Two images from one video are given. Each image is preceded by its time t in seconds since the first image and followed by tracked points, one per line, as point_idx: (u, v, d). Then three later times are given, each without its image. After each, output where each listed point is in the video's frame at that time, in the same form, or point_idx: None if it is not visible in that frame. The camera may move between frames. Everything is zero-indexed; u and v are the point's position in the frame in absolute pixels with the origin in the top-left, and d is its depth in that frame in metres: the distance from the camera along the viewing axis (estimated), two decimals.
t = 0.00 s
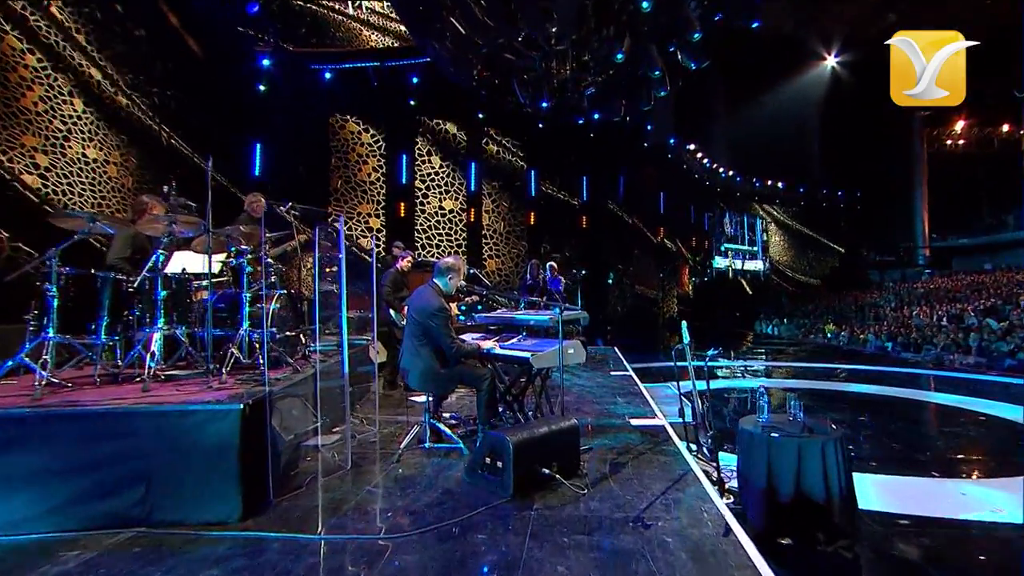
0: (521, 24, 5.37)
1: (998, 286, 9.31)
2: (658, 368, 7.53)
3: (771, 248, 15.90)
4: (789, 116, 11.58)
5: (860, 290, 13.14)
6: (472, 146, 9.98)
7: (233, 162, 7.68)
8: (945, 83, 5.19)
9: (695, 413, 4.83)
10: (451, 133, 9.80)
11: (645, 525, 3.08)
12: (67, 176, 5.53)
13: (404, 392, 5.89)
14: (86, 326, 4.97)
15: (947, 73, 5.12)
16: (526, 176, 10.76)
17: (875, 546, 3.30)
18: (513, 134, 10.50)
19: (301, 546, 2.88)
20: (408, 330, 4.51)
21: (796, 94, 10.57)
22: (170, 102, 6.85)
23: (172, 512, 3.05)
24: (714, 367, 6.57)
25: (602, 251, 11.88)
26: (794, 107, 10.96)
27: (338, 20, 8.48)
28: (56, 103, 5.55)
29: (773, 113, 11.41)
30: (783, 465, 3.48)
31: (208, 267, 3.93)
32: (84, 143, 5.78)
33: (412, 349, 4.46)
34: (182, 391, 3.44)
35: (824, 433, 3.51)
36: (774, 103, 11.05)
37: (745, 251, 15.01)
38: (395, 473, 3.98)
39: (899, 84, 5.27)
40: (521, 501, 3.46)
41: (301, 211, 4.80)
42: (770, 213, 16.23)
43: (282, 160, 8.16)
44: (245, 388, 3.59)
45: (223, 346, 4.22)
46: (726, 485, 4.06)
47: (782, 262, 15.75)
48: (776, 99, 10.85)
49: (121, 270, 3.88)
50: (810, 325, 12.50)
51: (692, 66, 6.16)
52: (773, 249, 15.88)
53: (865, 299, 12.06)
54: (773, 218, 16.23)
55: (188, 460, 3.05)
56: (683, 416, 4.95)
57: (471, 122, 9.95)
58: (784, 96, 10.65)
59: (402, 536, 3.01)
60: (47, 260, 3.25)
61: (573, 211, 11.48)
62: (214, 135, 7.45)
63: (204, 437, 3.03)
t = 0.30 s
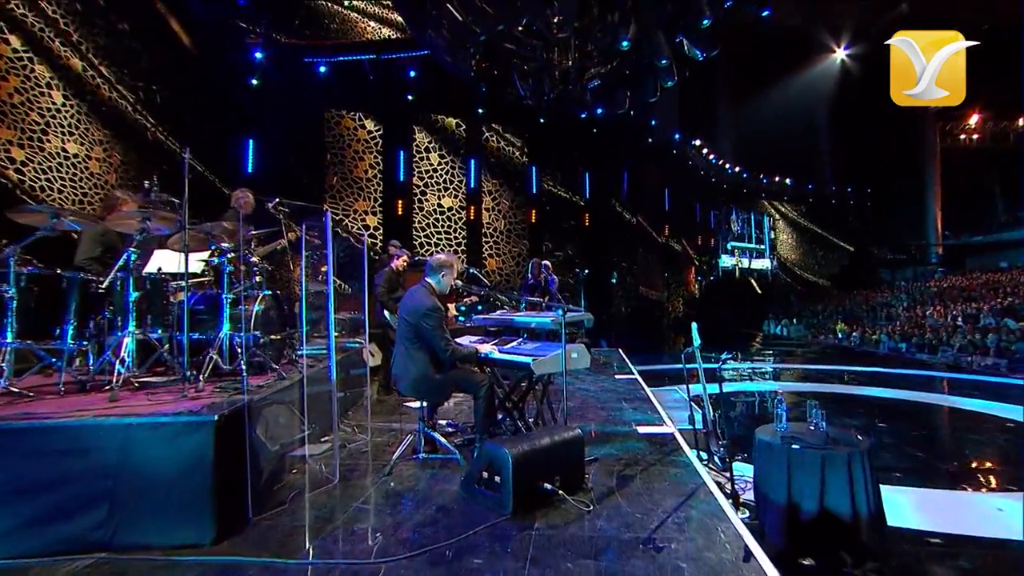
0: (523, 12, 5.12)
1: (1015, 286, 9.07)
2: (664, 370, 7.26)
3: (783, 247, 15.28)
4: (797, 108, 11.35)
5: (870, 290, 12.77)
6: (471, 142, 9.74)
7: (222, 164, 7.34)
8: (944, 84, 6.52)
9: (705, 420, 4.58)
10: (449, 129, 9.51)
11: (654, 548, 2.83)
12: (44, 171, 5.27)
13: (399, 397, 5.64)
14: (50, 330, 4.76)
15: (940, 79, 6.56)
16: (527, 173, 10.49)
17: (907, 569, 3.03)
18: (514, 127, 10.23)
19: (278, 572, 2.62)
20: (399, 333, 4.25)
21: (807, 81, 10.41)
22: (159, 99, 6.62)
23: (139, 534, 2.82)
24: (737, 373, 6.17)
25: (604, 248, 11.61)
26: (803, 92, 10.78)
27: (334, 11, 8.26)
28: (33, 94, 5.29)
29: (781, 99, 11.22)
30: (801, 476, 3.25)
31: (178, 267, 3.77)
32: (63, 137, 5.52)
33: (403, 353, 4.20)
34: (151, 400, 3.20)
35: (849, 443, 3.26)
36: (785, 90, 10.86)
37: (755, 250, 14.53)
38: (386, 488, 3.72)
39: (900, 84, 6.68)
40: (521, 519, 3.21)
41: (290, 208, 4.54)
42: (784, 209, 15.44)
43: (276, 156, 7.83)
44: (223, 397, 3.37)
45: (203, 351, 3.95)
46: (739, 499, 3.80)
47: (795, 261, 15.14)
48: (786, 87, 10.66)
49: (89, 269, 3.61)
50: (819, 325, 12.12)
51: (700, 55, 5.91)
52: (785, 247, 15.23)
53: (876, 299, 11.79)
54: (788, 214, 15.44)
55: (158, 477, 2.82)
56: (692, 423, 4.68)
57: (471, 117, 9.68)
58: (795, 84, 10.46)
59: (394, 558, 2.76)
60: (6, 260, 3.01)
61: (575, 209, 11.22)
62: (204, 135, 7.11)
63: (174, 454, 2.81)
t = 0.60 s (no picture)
0: None
1: None
2: (669, 373, 7.03)
3: (787, 243, 14.83)
4: (804, 104, 11.13)
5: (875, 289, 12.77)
6: (467, 139, 9.48)
7: (209, 155, 6.87)
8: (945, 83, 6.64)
9: (715, 426, 4.35)
10: (445, 125, 9.26)
11: (665, 568, 2.60)
12: (18, 166, 5.10)
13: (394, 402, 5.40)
14: (12, 334, 4.70)
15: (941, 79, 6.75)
16: (527, 170, 10.21)
17: None
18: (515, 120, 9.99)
19: None
20: (390, 336, 4.00)
21: (814, 77, 10.31)
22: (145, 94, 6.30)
23: (104, 557, 2.65)
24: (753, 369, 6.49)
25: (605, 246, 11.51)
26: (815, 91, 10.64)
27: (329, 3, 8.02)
28: (7, 86, 5.14)
29: (793, 100, 11.02)
30: (823, 490, 3.02)
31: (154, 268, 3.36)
32: (39, 132, 5.32)
33: (396, 357, 3.95)
34: (120, 411, 2.99)
35: (876, 454, 3.02)
36: (793, 87, 10.76)
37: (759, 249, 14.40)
38: (377, 502, 3.48)
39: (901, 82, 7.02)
40: (522, 537, 2.96)
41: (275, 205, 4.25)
42: (790, 205, 15.05)
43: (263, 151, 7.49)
44: (198, 407, 3.15)
45: (180, 355, 3.75)
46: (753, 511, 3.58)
47: (799, 257, 14.56)
48: (795, 82, 10.56)
49: (54, 269, 3.39)
50: (828, 323, 12.59)
51: (705, 44, 5.69)
52: (790, 244, 14.79)
53: (885, 297, 11.62)
54: (796, 211, 15.01)
55: (126, 491, 2.67)
56: (702, 429, 4.44)
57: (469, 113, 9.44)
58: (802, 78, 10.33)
59: None
60: None
61: (576, 207, 11.02)
62: (194, 133, 6.73)
63: (144, 467, 2.67)
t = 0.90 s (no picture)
0: None
1: None
2: (673, 372, 6.83)
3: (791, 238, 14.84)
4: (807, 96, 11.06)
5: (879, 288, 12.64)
6: (463, 135, 9.28)
7: (199, 155, 6.58)
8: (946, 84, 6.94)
9: (725, 430, 4.14)
10: (439, 119, 9.03)
11: None
12: None
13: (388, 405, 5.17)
14: None
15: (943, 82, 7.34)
16: (524, 165, 10.00)
17: None
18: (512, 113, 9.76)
19: None
20: (381, 336, 3.76)
21: (818, 68, 10.22)
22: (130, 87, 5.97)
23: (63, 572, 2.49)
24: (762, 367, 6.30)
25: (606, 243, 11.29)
26: (815, 82, 10.56)
27: None
28: None
29: (795, 92, 10.95)
30: (848, 499, 2.82)
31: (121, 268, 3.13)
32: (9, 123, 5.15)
33: (389, 358, 3.71)
34: (84, 421, 2.74)
35: (906, 461, 2.82)
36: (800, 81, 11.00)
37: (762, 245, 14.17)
38: (368, 514, 3.24)
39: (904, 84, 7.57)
40: (523, 554, 2.73)
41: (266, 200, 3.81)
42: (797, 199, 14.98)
43: (253, 147, 7.16)
44: (171, 414, 2.94)
45: (156, 358, 3.53)
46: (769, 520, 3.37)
47: (804, 252, 14.58)
48: (798, 76, 10.58)
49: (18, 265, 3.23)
50: (834, 322, 12.46)
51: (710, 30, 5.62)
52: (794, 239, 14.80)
53: (893, 295, 11.47)
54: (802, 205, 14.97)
55: (94, 502, 2.51)
56: (712, 433, 4.23)
57: (465, 106, 9.21)
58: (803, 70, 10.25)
59: None
60: None
61: (576, 203, 10.79)
62: (182, 127, 6.40)
63: (116, 476, 2.51)
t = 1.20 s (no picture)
0: None
1: None
2: (676, 370, 6.66)
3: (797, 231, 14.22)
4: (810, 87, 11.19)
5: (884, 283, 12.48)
6: (460, 126, 9.08)
7: (184, 150, 6.36)
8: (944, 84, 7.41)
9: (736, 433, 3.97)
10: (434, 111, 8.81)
11: None
12: None
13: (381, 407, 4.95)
14: None
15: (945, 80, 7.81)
16: (521, 158, 9.79)
17: None
18: (508, 105, 9.55)
19: None
20: (375, 336, 3.54)
21: (824, 60, 10.22)
22: (116, 75, 5.70)
23: None
24: (770, 365, 6.09)
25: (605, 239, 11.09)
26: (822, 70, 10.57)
27: None
28: None
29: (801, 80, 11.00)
30: (876, 509, 2.63)
31: (92, 267, 3.05)
32: None
33: (384, 359, 3.49)
34: (51, 432, 2.54)
35: (940, 469, 2.64)
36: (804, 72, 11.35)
37: (766, 240, 13.92)
38: (362, 528, 3.03)
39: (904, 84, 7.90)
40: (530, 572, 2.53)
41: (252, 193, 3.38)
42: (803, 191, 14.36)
43: (241, 140, 6.92)
44: (148, 423, 2.74)
45: (133, 362, 3.32)
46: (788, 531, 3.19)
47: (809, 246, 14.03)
48: (800, 67, 10.46)
49: None
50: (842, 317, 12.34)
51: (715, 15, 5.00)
52: (799, 232, 14.18)
53: (900, 291, 11.30)
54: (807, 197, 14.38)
55: (61, 516, 2.33)
56: (723, 435, 4.05)
57: (460, 97, 9.02)
58: (812, 62, 10.22)
59: None
60: None
61: (574, 197, 10.58)
62: (168, 118, 6.17)
63: (82, 490, 2.32)
